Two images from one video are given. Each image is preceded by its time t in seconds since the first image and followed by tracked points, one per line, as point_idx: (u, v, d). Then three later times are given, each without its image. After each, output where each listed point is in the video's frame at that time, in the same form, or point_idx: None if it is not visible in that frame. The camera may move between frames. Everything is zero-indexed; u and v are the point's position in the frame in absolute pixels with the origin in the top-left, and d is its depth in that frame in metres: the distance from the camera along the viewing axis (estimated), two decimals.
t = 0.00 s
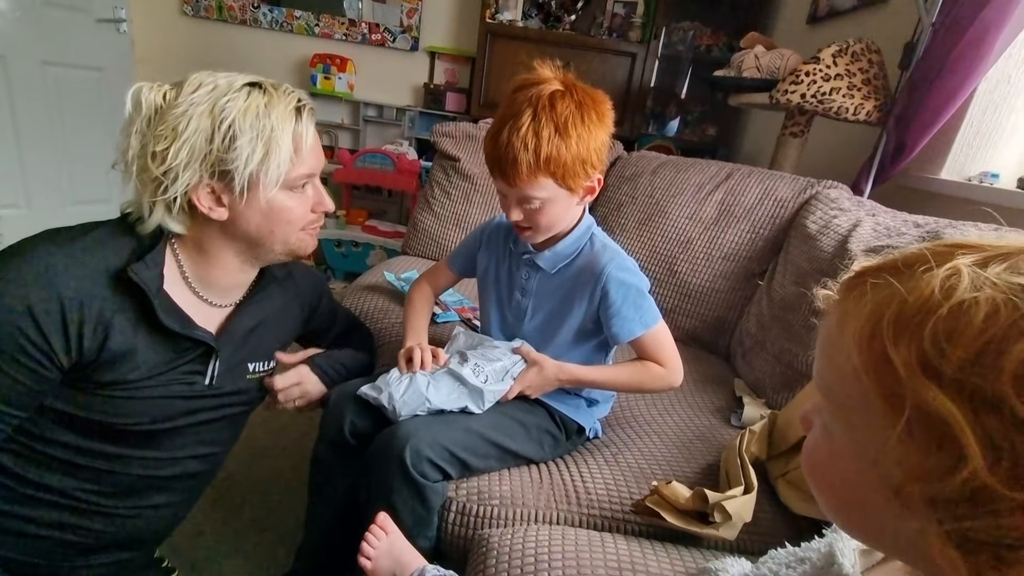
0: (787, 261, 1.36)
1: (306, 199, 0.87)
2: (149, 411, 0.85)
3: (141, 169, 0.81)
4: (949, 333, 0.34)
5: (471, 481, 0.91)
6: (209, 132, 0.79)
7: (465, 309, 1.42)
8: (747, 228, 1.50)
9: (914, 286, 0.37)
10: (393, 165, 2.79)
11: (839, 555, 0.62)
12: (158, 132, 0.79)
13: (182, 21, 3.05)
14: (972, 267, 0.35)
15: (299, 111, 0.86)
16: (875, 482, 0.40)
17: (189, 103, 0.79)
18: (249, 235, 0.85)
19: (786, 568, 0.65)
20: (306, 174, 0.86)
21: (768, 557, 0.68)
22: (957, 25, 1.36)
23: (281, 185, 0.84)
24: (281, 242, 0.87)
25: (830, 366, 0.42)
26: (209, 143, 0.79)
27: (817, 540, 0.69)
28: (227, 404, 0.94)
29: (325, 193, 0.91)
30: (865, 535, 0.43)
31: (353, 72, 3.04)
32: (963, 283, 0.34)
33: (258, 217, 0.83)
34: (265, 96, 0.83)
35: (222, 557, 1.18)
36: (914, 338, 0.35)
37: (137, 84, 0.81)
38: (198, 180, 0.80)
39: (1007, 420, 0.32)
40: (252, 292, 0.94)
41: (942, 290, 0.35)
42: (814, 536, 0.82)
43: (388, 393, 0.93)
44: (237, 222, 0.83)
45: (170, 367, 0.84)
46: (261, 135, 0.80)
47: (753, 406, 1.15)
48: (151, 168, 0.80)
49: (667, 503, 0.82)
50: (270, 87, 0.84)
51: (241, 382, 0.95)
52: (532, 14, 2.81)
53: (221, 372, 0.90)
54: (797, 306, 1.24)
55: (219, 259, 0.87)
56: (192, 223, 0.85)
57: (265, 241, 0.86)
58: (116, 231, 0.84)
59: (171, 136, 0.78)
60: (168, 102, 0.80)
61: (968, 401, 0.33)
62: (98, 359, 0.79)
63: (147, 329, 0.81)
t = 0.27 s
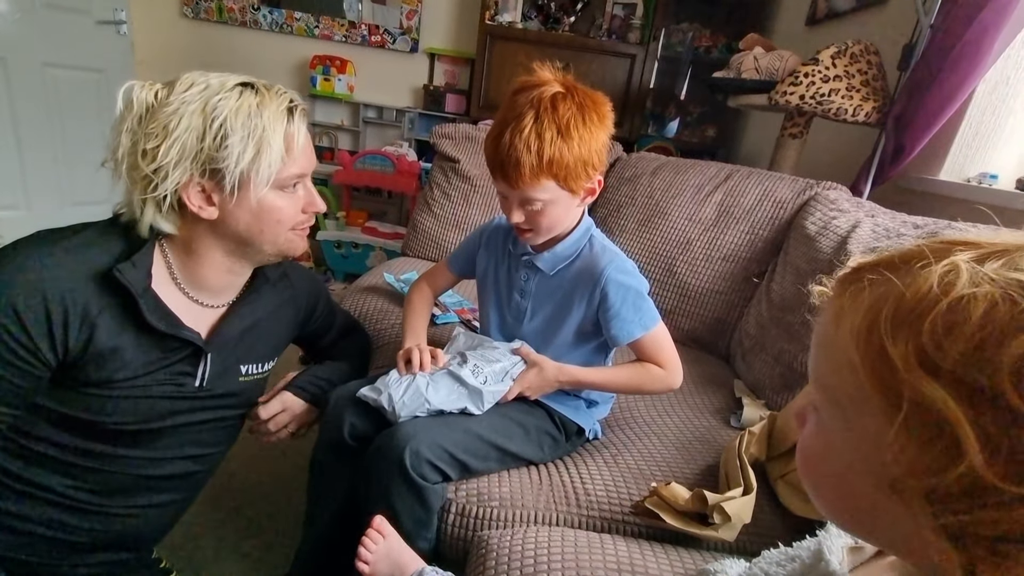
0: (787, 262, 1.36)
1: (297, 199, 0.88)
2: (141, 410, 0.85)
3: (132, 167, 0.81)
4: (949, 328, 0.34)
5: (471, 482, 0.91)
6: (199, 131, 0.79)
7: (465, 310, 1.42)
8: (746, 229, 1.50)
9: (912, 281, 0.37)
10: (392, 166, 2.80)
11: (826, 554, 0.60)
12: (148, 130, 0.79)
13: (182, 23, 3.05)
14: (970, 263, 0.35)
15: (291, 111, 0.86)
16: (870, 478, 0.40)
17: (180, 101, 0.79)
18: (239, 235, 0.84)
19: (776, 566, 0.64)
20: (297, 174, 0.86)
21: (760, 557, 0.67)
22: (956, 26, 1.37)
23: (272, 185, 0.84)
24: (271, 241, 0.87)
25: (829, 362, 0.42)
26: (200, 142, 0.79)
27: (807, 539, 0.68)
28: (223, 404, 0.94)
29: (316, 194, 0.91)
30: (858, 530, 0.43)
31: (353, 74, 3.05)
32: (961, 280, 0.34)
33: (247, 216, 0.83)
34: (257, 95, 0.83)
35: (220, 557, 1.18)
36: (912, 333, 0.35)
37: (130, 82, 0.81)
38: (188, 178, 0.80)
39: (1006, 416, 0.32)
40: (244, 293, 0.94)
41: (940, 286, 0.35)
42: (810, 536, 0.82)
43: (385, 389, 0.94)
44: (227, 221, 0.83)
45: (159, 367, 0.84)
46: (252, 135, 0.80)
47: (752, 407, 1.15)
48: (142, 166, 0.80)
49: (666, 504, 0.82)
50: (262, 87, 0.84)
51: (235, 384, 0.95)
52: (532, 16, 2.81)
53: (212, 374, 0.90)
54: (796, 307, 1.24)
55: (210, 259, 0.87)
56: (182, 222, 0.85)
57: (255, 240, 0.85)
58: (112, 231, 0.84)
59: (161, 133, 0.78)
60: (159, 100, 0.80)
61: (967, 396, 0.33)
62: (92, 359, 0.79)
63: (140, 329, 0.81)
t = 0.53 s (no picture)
0: (785, 262, 1.36)
1: (295, 207, 0.88)
2: (139, 418, 0.85)
3: (129, 175, 0.81)
4: (964, 328, 0.34)
5: (470, 484, 0.91)
6: (196, 140, 0.79)
7: (464, 312, 1.43)
8: (745, 229, 1.50)
9: (922, 280, 0.37)
10: (391, 168, 2.80)
11: (816, 552, 0.60)
12: (146, 138, 0.79)
13: (180, 25, 3.05)
14: (980, 263, 0.36)
15: (289, 119, 0.86)
16: (875, 476, 0.40)
17: (178, 109, 0.79)
18: (237, 242, 0.85)
19: (767, 565, 0.64)
20: (294, 183, 0.86)
21: (755, 557, 0.67)
22: (952, 26, 1.37)
23: (269, 194, 0.84)
24: (269, 249, 0.87)
25: (831, 360, 0.42)
26: (197, 151, 0.79)
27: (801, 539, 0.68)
28: (220, 409, 0.94)
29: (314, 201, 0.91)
30: (857, 526, 0.43)
31: (351, 76, 3.05)
32: (973, 279, 0.35)
33: (245, 224, 0.83)
34: (255, 104, 0.83)
35: (219, 560, 1.18)
36: (925, 333, 0.35)
37: (127, 91, 0.81)
38: (185, 187, 0.80)
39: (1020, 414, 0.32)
40: (242, 298, 0.94)
41: (952, 285, 0.35)
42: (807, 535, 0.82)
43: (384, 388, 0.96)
44: (224, 229, 0.83)
45: (159, 375, 0.84)
46: (250, 143, 0.80)
47: (751, 407, 1.15)
48: (139, 174, 0.79)
49: (665, 505, 0.82)
50: (261, 95, 0.84)
51: (234, 389, 0.95)
52: (530, 17, 2.82)
53: (211, 380, 0.90)
54: (794, 308, 1.24)
55: (208, 266, 0.87)
56: (180, 229, 0.85)
57: (252, 247, 0.85)
58: (110, 237, 0.84)
59: (158, 142, 0.78)
60: (157, 108, 0.80)
61: (976, 396, 0.33)
62: (90, 366, 0.79)
63: (138, 336, 0.81)
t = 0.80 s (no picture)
0: (784, 258, 1.36)
1: (294, 218, 0.88)
2: (145, 432, 0.86)
3: (129, 192, 0.82)
4: (939, 327, 0.34)
5: (475, 488, 0.92)
6: (194, 155, 0.79)
7: (465, 316, 1.43)
8: (743, 227, 1.51)
9: (900, 282, 0.38)
10: (389, 173, 2.80)
11: (816, 550, 0.60)
12: (144, 154, 0.79)
13: (176, 35, 3.06)
14: (955, 265, 0.36)
15: (285, 130, 0.87)
16: (864, 474, 0.40)
17: (175, 125, 0.79)
18: (239, 254, 0.85)
19: (769, 564, 0.64)
20: (293, 194, 0.87)
21: (755, 554, 0.67)
22: (945, 19, 1.37)
23: (268, 205, 0.84)
24: (271, 260, 0.87)
25: (818, 360, 0.43)
26: (194, 166, 0.79)
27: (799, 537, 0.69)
28: (224, 420, 0.95)
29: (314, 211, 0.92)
30: (854, 525, 0.44)
31: (348, 82, 3.05)
32: (947, 280, 0.35)
33: (246, 236, 0.84)
34: (251, 117, 0.83)
35: (227, 569, 1.19)
36: (902, 333, 0.36)
37: (125, 108, 0.81)
38: (184, 202, 0.81)
39: (996, 411, 0.32)
40: (245, 311, 0.95)
41: (927, 287, 0.36)
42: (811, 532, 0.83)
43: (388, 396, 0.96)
44: (225, 242, 0.84)
45: (166, 389, 0.85)
46: (247, 156, 0.81)
47: (753, 404, 1.15)
48: (139, 191, 0.80)
49: (669, 504, 0.83)
50: (257, 108, 0.85)
51: (239, 401, 0.96)
52: (524, 19, 2.83)
53: (216, 393, 0.91)
54: (794, 304, 1.24)
55: (211, 279, 0.87)
56: (182, 242, 0.85)
57: (254, 259, 0.86)
58: (112, 252, 0.84)
59: (156, 158, 0.79)
60: (155, 124, 0.80)
61: (952, 393, 0.34)
62: (95, 382, 0.80)
63: (142, 351, 0.81)
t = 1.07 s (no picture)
0: (781, 247, 1.37)
1: (297, 241, 0.90)
2: (162, 462, 0.88)
3: (133, 230, 0.83)
4: (908, 325, 0.36)
5: (489, 496, 0.93)
6: (195, 189, 0.80)
7: (469, 323, 1.44)
8: (739, 217, 1.51)
9: (874, 285, 0.39)
10: (385, 183, 2.82)
11: (821, 541, 0.61)
12: (146, 191, 0.80)
13: (164, 61, 3.08)
14: (924, 265, 0.38)
15: (283, 157, 0.88)
16: (854, 468, 0.41)
17: (175, 161, 0.80)
18: (245, 282, 0.87)
19: (777, 557, 0.64)
20: (295, 219, 0.88)
21: (767, 548, 0.68)
22: None
23: (270, 232, 0.86)
24: (275, 286, 0.89)
25: (805, 358, 0.44)
26: (196, 200, 0.80)
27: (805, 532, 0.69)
28: (239, 445, 0.96)
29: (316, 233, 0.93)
30: (850, 516, 0.45)
31: (338, 96, 3.07)
32: (917, 280, 0.36)
33: (250, 264, 0.85)
34: (248, 146, 0.85)
35: None
36: (878, 332, 0.37)
37: (123, 147, 0.82)
38: (189, 236, 0.82)
39: (965, 402, 0.34)
40: (253, 336, 0.97)
41: (899, 286, 0.37)
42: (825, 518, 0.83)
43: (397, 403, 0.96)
44: (231, 271, 0.85)
45: (181, 419, 0.87)
46: (247, 186, 0.82)
47: (760, 394, 1.16)
48: (143, 228, 0.81)
49: (681, 500, 0.84)
50: (253, 137, 0.86)
51: (253, 425, 0.98)
52: (510, 22, 2.82)
53: (230, 419, 0.93)
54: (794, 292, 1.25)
55: (218, 308, 0.89)
56: (189, 274, 0.86)
57: (260, 286, 0.87)
58: (118, 288, 0.86)
59: (158, 195, 0.80)
60: (154, 161, 0.81)
61: (925, 387, 0.35)
62: (109, 418, 0.81)
63: (154, 383, 0.83)
